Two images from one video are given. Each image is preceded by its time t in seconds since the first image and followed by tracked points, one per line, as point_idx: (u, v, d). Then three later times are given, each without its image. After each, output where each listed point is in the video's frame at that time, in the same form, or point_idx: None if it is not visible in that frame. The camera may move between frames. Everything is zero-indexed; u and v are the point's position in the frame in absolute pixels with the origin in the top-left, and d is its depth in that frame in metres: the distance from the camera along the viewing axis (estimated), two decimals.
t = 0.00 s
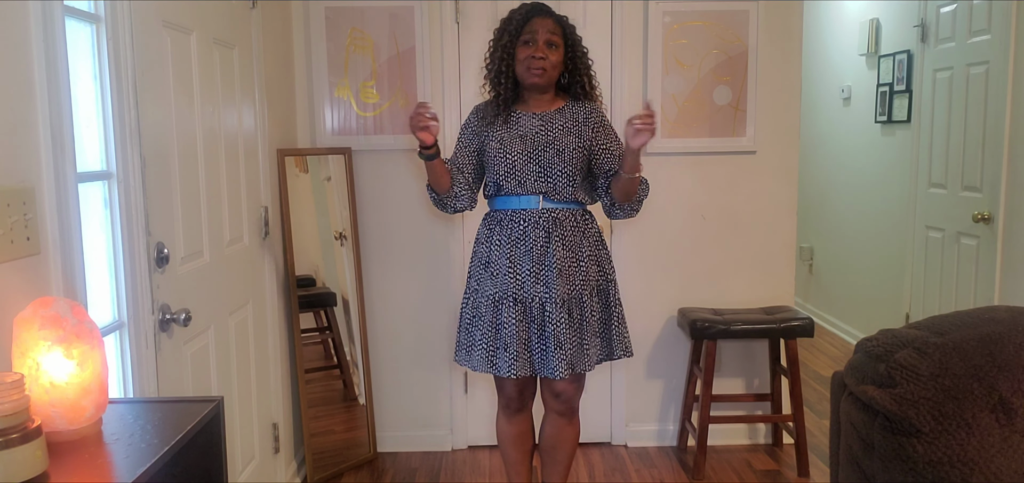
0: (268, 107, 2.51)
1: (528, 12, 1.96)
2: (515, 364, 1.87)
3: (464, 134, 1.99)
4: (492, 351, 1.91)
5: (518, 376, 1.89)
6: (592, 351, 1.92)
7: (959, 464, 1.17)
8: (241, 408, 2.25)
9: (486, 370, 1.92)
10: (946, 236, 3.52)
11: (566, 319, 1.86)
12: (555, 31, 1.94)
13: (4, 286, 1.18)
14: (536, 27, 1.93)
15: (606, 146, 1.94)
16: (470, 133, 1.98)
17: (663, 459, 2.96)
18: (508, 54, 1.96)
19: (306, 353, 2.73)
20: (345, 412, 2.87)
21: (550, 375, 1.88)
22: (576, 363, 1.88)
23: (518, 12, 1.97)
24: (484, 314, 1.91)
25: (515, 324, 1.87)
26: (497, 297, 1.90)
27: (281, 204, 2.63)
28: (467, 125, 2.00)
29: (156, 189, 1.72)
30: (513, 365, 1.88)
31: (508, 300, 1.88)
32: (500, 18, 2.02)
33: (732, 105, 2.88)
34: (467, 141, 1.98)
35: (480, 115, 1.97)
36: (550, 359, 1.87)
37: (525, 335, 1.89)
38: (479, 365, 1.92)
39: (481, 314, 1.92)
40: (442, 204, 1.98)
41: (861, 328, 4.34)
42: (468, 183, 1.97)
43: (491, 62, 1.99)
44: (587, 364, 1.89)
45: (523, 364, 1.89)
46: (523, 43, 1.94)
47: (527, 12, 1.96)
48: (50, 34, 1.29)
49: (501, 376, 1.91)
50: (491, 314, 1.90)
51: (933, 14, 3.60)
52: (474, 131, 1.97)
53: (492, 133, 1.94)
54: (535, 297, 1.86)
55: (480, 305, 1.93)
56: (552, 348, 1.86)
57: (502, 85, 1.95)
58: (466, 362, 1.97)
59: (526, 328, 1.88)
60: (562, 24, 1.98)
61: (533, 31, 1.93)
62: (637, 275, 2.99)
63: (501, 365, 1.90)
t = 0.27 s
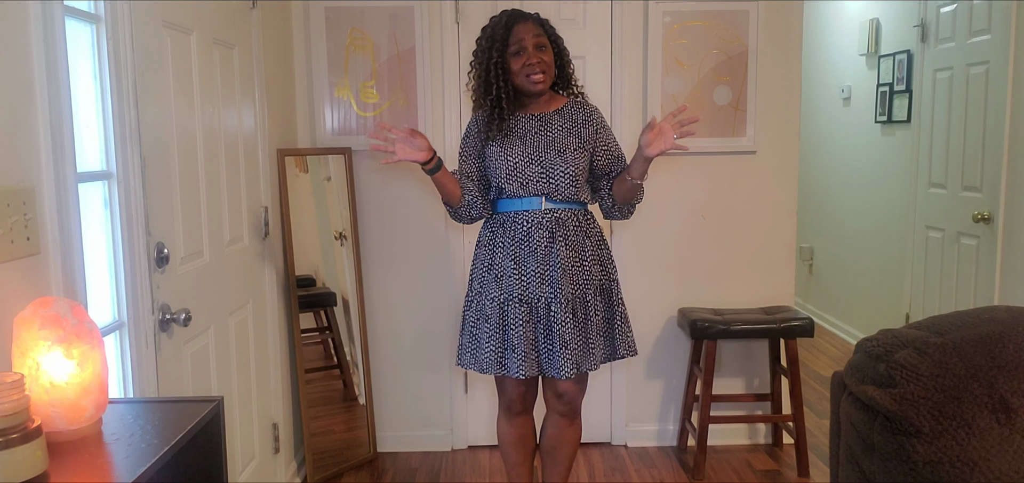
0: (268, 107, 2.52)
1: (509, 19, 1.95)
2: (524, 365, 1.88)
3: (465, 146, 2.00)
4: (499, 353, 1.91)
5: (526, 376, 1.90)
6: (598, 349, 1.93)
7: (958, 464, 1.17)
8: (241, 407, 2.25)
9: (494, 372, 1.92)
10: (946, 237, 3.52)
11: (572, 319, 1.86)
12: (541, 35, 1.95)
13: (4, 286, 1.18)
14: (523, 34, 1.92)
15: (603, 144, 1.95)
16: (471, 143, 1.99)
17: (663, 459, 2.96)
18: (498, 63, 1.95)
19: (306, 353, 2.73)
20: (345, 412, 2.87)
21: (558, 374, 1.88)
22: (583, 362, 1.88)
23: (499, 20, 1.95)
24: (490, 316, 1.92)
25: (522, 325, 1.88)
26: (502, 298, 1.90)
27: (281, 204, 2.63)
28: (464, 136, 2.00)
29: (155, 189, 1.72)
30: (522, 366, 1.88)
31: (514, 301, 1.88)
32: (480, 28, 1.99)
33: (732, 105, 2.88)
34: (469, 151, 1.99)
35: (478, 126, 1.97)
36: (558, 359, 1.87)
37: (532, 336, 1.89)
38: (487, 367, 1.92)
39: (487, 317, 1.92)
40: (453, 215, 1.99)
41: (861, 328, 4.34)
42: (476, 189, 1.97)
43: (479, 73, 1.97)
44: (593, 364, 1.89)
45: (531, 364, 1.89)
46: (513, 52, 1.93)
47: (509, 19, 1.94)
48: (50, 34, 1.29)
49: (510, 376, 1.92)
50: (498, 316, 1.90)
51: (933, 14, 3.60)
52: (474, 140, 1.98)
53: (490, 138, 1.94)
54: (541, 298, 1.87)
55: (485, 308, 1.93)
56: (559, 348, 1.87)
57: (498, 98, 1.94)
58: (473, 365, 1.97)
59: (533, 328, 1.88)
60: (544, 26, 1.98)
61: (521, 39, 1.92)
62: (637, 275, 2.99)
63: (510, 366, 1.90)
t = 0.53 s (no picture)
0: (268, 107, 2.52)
1: (512, 21, 1.91)
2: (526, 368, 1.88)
3: (466, 145, 1.96)
4: (500, 356, 1.91)
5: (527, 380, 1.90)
6: (600, 352, 1.94)
7: (959, 464, 1.16)
8: (241, 407, 2.25)
9: (494, 375, 1.92)
10: (946, 237, 3.52)
11: (574, 322, 1.88)
12: (546, 35, 1.91)
13: (4, 286, 1.18)
14: (529, 35, 1.88)
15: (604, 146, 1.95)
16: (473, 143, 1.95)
17: (663, 459, 2.96)
18: (503, 63, 1.90)
19: (306, 353, 2.73)
20: (345, 412, 2.87)
21: (560, 377, 1.90)
22: (585, 365, 1.90)
23: (502, 22, 1.91)
24: (491, 320, 1.92)
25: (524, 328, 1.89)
26: (503, 302, 1.90)
27: (281, 203, 2.63)
28: (465, 135, 1.96)
29: (156, 189, 1.72)
30: (524, 369, 1.89)
31: (516, 306, 1.89)
32: (482, 27, 1.95)
33: (732, 105, 2.88)
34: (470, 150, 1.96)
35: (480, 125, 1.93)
36: (560, 362, 1.88)
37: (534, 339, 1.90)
38: (488, 370, 1.92)
39: (488, 320, 1.92)
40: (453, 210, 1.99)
41: (861, 328, 4.34)
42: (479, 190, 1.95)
43: (482, 72, 1.92)
44: (595, 366, 1.91)
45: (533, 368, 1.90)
46: (519, 51, 1.88)
47: (513, 21, 1.90)
48: (50, 34, 1.29)
49: (510, 380, 1.92)
50: (499, 319, 1.90)
51: (933, 14, 3.60)
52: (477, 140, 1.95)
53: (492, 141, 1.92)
54: (543, 301, 1.88)
55: (485, 312, 1.93)
56: (561, 351, 1.88)
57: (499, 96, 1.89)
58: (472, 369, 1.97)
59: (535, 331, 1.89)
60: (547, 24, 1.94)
61: (528, 39, 1.88)
62: (637, 275, 2.99)
63: (511, 369, 1.90)
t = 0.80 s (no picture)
0: (268, 107, 2.51)
1: (516, 26, 1.88)
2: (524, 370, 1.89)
3: (465, 150, 1.95)
4: (499, 359, 1.91)
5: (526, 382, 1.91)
6: (600, 353, 1.95)
7: (959, 465, 1.16)
8: (241, 407, 2.25)
9: (493, 378, 1.92)
10: (946, 237, 3.52)
11: (573, 324, 1.88)
12: (548, 43, 1.90)
13: (4, 286, 1.18)
14: (533, 43, 1.87)
15: (600, 147, 1.95)
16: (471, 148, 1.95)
17: (663, 459, 2.96)
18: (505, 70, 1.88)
19: (306, 353, 2.73)
20: (345, 412, 2.87)
21: (557, 379, 1.90)
22: (585, 366, 1.90)
23: (507, 27, 1.88)
24: (490, 322, 1.92)
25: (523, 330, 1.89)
26: (502, 305, 1.90)
27: (281, 203, 2.63)
28: (464, 140, 1.96)
29: (156, 189, 1.72)
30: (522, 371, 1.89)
31: (514, 309, 1.89)
32: (483, 31, 1.92)
33: (732, 105, 2.88)
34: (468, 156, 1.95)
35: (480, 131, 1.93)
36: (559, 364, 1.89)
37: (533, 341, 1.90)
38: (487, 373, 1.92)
39: (487, 323, 1.93)
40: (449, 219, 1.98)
41: (861, 328, 4.34)
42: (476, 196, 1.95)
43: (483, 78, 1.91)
44: (594, 367, 1.91)
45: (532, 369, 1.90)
46: (522, 60, 1.87)
47: (517, 26, 1.87)
48: (50, 34, 1.29)
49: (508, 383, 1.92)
50: (498, 322, 1.91)
51: (933, 14, 3.60)
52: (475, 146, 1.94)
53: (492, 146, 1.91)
54: (542, 303, 1.89)
55: (485, 314, 1.94)
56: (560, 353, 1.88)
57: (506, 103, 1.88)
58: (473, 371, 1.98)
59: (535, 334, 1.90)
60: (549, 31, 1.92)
61: (531, 47, 1.87)
62: (637, 275, 2.99)
63: (509, 372, 1.91)
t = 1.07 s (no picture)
0: (268, 107, 2.51)
1: (512, 28, 1.89)
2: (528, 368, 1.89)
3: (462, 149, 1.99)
4: (502, 357, 1.91)
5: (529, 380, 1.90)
6: (602, 350, 1.95)
7: (959, 465, 1.17)
8: (240, 407, 2.25)
9: (496, 377, 1.92)
10: (946, 237, 3.52)
11: (575, 321, 1.88)
12: (543, 46, 1.92)
13: (4, 287, 1.18)
14: (525, 45, 1.89)
15: (599, 146, 1.95)
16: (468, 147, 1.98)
17: (663, 459, 2.96)
18: (498, 73, 1.91)
19: (306, 353, 2.73)
20: (345, 412, 2.87)
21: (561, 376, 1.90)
22: (587, 363, 1.90)
23: (502, 29, 1.90)
24: (492, 321, 1.92)
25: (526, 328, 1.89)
26: (504, 303, 1.90)
27: (281, 203, 2.63)
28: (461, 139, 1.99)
29: (156, 189, 1.72)
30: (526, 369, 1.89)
31: (517, 307, 1.89)
32: (479, 33, 1.95)
33: (732, 105, 2.88)
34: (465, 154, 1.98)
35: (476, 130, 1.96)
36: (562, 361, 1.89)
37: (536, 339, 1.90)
38: (490, 372, 1.92)
39: (489, 322, 1.93)
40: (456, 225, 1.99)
41: (861, 328, 4.34)
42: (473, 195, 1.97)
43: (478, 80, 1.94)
44: (596, 365, 1.92)
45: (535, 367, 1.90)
46: (514, 62, 1.90)
47: (512, 29, 1.89)
48: (50, 34, 1.29)
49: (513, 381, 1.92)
50: (500, 321, 1.90)
51: (933, 14, 3.59)
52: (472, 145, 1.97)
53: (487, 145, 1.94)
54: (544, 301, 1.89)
55: (487, 313, 1.94)
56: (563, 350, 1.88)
57: (495, 101, 1.91)
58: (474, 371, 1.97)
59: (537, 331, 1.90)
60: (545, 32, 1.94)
61: (523, 50, 1.89)
62: (637, 275, 2.99)
63: (512, 370, 1.90)
